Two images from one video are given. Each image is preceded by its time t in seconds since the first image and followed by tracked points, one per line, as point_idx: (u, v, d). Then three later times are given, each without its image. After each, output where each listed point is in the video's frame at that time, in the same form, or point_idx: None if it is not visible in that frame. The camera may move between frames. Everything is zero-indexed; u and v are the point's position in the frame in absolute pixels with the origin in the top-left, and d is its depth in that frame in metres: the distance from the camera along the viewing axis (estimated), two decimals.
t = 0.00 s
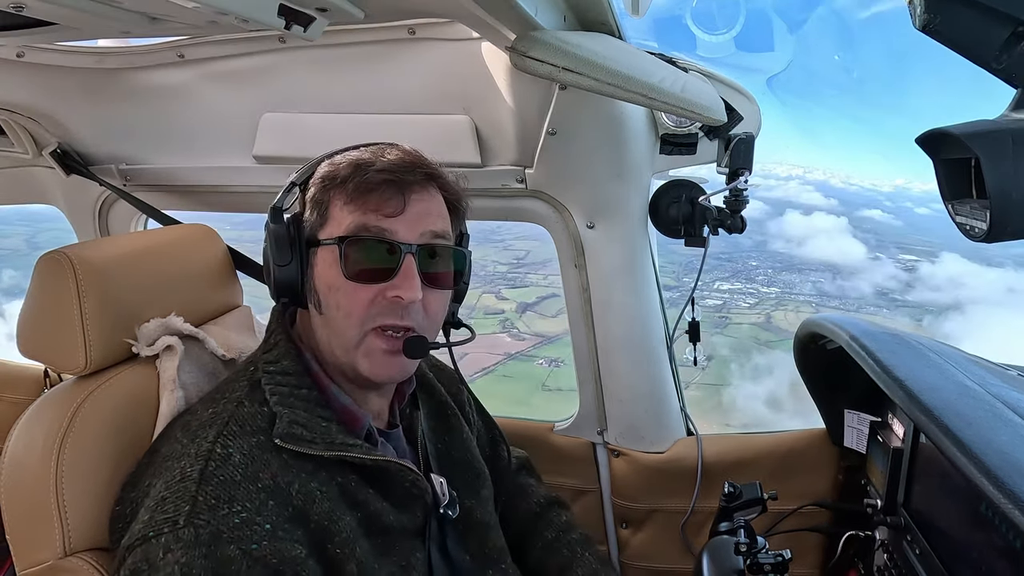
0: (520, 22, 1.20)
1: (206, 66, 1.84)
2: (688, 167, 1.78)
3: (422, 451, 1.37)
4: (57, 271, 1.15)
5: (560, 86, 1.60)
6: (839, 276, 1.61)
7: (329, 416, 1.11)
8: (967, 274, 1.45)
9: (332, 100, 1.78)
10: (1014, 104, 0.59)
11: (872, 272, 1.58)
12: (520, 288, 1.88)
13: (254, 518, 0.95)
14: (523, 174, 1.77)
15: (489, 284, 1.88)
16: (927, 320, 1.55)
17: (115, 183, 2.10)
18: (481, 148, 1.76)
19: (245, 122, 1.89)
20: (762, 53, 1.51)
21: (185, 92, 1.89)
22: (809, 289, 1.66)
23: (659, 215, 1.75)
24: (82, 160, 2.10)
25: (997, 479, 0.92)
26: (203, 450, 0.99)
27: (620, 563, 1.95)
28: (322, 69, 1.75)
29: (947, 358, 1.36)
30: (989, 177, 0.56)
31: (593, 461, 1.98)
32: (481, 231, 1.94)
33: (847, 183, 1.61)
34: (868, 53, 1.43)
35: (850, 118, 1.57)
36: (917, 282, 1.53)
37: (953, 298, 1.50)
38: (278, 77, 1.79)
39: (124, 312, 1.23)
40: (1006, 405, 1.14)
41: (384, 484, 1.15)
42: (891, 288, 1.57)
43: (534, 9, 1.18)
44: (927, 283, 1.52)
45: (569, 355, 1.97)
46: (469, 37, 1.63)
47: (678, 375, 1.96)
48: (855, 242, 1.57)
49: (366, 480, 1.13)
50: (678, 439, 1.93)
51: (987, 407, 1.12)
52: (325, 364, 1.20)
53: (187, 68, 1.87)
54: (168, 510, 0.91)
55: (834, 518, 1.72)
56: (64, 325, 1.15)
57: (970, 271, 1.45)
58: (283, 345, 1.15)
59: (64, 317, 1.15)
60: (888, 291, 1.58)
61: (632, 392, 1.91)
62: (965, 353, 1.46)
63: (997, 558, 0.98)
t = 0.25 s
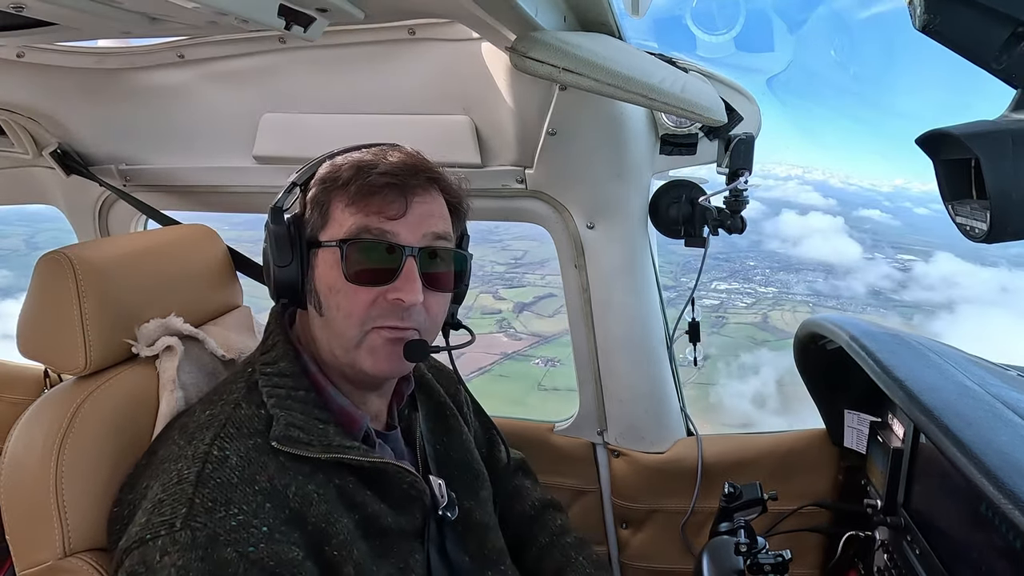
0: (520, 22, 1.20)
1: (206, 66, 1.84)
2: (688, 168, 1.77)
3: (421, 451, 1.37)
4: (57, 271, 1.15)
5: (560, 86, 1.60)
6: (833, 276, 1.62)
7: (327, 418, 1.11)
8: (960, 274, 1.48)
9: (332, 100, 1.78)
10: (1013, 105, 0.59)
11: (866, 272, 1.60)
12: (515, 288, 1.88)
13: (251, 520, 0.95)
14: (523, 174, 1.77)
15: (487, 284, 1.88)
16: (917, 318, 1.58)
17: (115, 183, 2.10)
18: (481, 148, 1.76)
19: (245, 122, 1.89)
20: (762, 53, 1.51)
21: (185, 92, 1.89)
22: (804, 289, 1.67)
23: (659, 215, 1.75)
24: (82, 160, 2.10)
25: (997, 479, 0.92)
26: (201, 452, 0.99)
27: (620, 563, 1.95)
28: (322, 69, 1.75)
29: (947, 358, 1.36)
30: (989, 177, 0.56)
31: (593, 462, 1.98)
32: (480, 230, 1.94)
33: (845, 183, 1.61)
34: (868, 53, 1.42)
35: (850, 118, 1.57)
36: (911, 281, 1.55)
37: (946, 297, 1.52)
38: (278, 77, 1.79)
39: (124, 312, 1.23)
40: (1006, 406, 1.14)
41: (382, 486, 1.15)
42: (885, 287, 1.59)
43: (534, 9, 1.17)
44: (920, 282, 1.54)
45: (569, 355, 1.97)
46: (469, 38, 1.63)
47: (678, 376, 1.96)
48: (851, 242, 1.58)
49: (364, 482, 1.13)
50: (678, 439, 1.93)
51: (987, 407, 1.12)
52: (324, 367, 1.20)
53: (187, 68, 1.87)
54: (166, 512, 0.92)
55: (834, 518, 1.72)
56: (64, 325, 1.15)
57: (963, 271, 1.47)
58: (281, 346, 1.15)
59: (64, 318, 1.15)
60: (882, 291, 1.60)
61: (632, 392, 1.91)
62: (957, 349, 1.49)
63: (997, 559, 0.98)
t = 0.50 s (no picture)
0: (520, 22, 1.20)
1: (206, 65, 1.84)
2: (688, 168, 1.78)
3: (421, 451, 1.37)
4: (57, 271, 1.15)
5: (560, 86, 1.60)
6: (829, 275, 1.62)
7: (327, 420, 1.11)
8: (953, 272, 1.48)
9: (332, 100, 1.78)
10: (1014, 103, 0.59)
11: (861, 271, 1.60)
12: (513, 287, 1.88)
13: (237, 524, 0.94)
14: (523, 174, 1.77)
15: (485, 284, 1.88)
16: (908, 318, 1.58)
17: (116, 183, 2.11)
18: (482, 148, 1.76)
19: (245, 121, 1.89)
20: (762, 53, 1.51)
21: (185, 92, 1.89)
22: (800, 288, 1.67)
23: (659, 215, 1.75)
24: (82, 160, 2.10)
25: (997, 479, 0.92)
26: (197, 453, 0.99)
27: (620, 563, 1.95)
28: (322, 69, 1.75)
29: (948, 359, 1.36)
30: (989, 177, 0.55)
31: (593, 462, 1.98)
32: (478, 230, 1.94)
33: (845, 183, 1.62)
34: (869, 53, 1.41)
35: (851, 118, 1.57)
36: (906, 280, 1.56)
37: (942, 296, 1.52)
38: (278, 77, 1.79)
39: (124, 312, 1.23)
40: (1006, 406, 1.14)
41: (381, 490, 1.15)
42: (879, 286, 1.59)
43: (534, 9, 1.17)
44: (914, 281, 1.55)
45: (569, 354, 1.96)
46: (469, 37, 1.63)
47: (679, 376, 1.96)
48: (847, 242, 1.59)
49: (363, 487, 1.12)
50: (678, 439, 1.93)
51: (987, 407, 1.12)
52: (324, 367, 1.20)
53: (187, 67, 1.87)
54: (154, 508, 0.93)
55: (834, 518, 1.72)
56: (64, 325, 1.15)
57: (956, 270, 1.48)
58: (282, 347, 1.15)
59: (65, 318, 1.15)
60: (876, 290, 1.60)
61: (632, 392, 1.91)
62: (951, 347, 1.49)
63: (998, 559, 0.98)
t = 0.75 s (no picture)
0: (520, 22, 1.20)
1: (206, 65, 1.84)
2: (688, 168, 1.77)
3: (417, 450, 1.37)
4: (57, 271, 1.15)
5: (560, 85, 1.60)
6: (822, 274, 1.63)
7: (312, 424, 1.10)
8: (947, 271, 1.49)
9: (332, 99, 1.77)
10: (1014, 104, 0.59)
11: (854, 270, 1.60)
12: (513, 287, 1.89)
13: (207, 526, 0.94)
14: (523, 174, 1.77)
15: (482, 284, 1.88)
16: (909, 318, 1.59)
17: (116, 183, 2.10)
18: (482, 147, 1.76)
19: (244, 121, 1.88)
20: (762, 53, 1.51)
21: (185, 92, 1.89)
22: (795, 288, 1.68)
23: (659, 215, 1.75)
24: (81, 159, 2.10)
25: (997, 479, 0.92)
26: (174, 453, 1.00)
27: (621, 563, 1.95)
28: (322, 69, 1.75)
29: (947, 360, 1.35)
30: (989, 177, 0.55)
31: (593, 461, 1.98)
32: (476, 229, 1.94)
33: (844, 183, 1.62)
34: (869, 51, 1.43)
35: (851, 117, 1.57)
36: (900, 279, 1.57)
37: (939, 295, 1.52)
38: (279, 77, 1.79)
39: (123, 312, 1.23)
40: (1007, 406, 1.13)
41: (370, 493, 1.14)
42: (873, 286, 1.60)
43: (534, 9, 1.17)
44: (908, 280, 1.56)
45: (569, 354, 1.96)
46: (469, 37, 1.63)
47: (679, 376, 1.96)
48: (843, 241, 1.59)
49: (348, 490, 1.11)
50: (678, 439, 1.93)
51: (988, 407, 1.12)
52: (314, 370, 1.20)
53: (187, 67, 1.87)
54: (127, 507, 0.94)
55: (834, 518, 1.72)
56: (63, 325, 1.15)
57: (950, 269, 1.48)
58: (269, 351, 1.15)
59: (64, 318, 1.15)
60: (870, 289, 1.61)
61: (632, 392, 1.91)
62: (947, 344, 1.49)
63: (997, 559, 0.98)
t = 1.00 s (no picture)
0: (520, 23, 1.20)
1: (206, 65, 1.84)
2: (688, 168, 1.77)
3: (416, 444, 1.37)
4: (57, 271, 1.15)
5: (560, 85, 1.60)
6: (816, 274, 1.65)
7: (312, 424, 1.12)
8: (940, 270, 1.51)
9: (333, 100, 1.77)
10: (1014, 104, 0.59)
11: (848, 269, 1.62)
12: (513, 287, 1.88)
13: (233, 531, 0.95)
14: (523, 174, 1.77)
15: (479, 283, 1.87)
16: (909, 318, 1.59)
17: (116, 183, 2.11)
18: (482, 148, 1.76)
19: (244, 121, 1.88)
20: (762, 54, 1.51)
21: (185, 92, 1.89)
22: (790, 287, 1.69)
23: (659, 215, 1.75)
24: (82, 160, 2.10)
25: (997, 479, 0.92)
26: (181, 466, 0.99)
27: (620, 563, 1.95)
28: (322, 69, 1.75)
29: (948, 360, 1.35)
30: (990, 177, 0.55)
31: (592, 462, 1.98)
32: (475, 228, 1.94)
33: (844, 183, 1.62)
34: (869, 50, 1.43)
35: (851, 118, 1.56)
36: (893, 278, 1.58)
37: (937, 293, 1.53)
38: (279, 77, 1.79)
39: (122, 312, 1.23)
40: (1008, 408, 1.13)
41: (373, 484, 1.15)
42: (866, 284, 1.61)
43: (534, 10, 1.17)
44: (902, 279, 1.57)
45: (569, 353, 1.96)
46: (469, 38, 1.63)
47: (679, 375, 1.97)
48: (837, 241, 1.61)
49: (354, 484, 1.13)
50: (678, 440, 1.93)
51: (988, 408, 1.12)
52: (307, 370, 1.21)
53: (187, 67, 1.87)
54: (146, 528, 0.93)
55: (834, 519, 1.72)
56: (63, 325, 1.15)
57: (944, 268, 1.50)
58: (263, 355, 1.15)
59: (64, 318, 1.15)
60: (863, 288, 1.62)
61: (632, 392, 1.91)
62: (948, 347, 1.47)
63: (998, 560, 0.98)
